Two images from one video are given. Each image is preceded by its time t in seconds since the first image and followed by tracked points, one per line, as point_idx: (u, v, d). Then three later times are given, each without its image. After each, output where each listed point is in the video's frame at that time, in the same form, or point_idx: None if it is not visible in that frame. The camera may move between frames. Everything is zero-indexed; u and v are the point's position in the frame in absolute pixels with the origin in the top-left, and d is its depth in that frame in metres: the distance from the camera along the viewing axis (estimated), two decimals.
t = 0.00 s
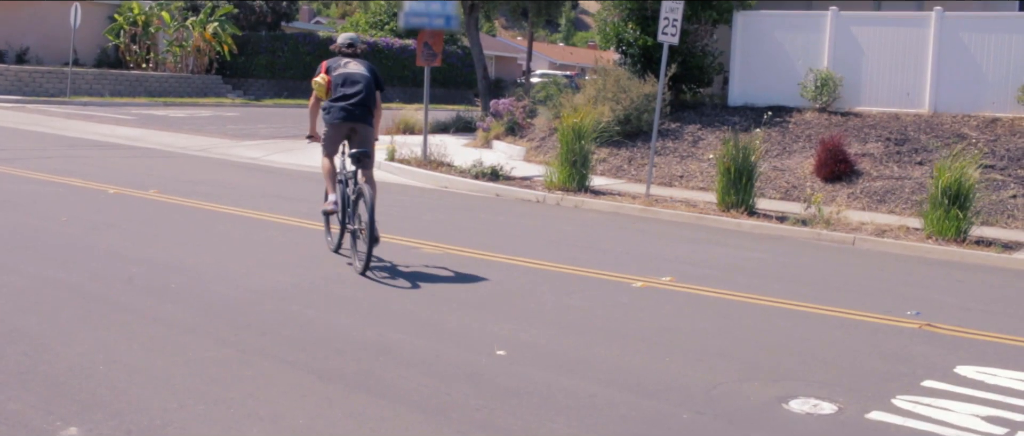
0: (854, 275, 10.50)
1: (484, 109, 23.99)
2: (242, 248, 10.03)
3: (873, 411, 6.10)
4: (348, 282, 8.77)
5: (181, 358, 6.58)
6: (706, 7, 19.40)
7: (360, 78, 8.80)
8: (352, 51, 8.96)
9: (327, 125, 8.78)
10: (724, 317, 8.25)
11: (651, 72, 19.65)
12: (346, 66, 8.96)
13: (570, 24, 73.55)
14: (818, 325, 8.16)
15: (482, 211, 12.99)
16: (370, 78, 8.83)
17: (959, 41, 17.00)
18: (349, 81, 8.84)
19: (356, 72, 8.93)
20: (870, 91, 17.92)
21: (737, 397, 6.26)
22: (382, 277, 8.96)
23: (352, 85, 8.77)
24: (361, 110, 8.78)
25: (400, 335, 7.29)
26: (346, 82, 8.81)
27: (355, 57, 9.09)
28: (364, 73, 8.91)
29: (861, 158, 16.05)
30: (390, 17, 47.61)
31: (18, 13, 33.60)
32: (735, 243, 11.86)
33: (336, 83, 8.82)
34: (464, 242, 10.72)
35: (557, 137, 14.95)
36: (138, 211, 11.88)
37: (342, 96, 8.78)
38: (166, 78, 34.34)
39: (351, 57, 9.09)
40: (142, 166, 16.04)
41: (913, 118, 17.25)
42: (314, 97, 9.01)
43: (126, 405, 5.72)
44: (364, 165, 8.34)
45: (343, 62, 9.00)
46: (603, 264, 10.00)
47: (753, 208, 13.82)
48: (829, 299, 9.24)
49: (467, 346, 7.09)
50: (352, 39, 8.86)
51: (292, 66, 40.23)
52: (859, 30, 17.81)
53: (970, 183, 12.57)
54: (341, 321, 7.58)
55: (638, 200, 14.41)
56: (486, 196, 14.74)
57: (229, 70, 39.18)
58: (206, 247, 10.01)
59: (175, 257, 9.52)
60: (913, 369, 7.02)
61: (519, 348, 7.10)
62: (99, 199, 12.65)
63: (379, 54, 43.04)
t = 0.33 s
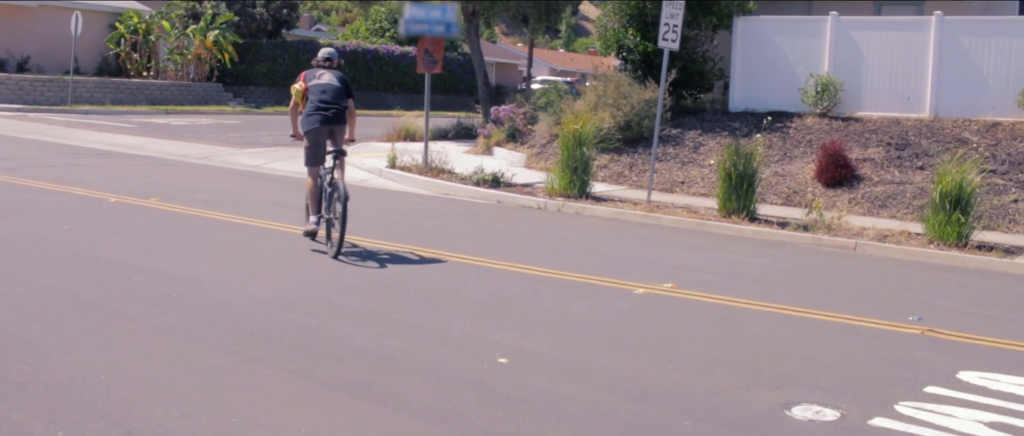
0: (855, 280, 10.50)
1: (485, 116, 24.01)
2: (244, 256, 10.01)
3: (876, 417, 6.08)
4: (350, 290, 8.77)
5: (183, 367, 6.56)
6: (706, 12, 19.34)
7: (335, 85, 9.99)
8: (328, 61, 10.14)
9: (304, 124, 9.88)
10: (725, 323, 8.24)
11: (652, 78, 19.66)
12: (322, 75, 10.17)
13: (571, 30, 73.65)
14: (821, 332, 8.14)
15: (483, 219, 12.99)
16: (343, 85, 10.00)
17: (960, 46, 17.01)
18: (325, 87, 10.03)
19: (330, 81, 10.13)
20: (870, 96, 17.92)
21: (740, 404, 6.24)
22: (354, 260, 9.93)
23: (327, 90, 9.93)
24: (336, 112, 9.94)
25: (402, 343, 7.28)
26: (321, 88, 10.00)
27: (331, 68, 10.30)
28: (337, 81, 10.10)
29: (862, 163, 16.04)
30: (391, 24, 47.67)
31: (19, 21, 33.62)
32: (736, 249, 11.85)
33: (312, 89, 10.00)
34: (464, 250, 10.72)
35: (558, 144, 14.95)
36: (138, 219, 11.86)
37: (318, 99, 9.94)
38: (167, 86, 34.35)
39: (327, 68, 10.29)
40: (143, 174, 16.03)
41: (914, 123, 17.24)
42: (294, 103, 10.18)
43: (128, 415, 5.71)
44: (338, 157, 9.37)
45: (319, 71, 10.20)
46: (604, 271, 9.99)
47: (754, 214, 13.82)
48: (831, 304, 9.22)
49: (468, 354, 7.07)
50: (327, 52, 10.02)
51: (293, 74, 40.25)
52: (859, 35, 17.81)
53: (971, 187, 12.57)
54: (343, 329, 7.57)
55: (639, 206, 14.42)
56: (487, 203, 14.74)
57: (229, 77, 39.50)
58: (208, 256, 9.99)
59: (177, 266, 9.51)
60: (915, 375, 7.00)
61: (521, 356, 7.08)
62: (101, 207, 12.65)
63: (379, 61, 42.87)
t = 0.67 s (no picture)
0: (874, 284, 10.44)
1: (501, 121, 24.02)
2: (263, 262, 10.05)
3: (896, 422, 6.05)
4: (368, 295, 8.78)
5: (203, 372, 6.60)
6: (723, 17, 19.51)
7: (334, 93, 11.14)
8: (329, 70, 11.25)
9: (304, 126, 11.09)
10: (744, 328, 8.21)
11: (669, 82, 19.63)
12: (324, 83, 11.34)
13: (588, 35, 73.65)
14: (841, 336, 8.10)
15: (501, 223, 12.99)
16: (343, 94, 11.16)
17: (978, 49, 16.91)
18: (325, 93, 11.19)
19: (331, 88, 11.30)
20: (888, 99, 17.84)
21: (760, 409, 6.22)
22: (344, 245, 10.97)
23: (327, 97, 11.08)
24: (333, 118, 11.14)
25: (420, 347, 7.30)
26: (322, 96, 11.14)
27: (331, 76, 11.44)
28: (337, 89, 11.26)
29: (881, 166, 15.96)
30: (408, 29, 47.77)
31: (39, 28, 33.89)
32: (755, 253, 11.81)
33: (314, 96, 11.15)
34: (482, 254, 10.72)
35: (575, 148, 14.96)
36: (158, 225, 11.92)
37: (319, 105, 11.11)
38: (185, 92, 34.54)
39: (327, 77, 11.43)
40: (162, 180, 16.12)
41: (932, 126, 17.16)
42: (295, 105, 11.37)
43: (149, 420, 5.74)
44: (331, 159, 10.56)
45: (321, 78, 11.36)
46: (622, 276, 9.97)
47: (772, 218, 13.78)
48: (851, 308, 9.17)
49: (487, 359, 7.07)
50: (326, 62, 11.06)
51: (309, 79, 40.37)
52: (876, 38, 17.74)
53: (991, 191, 12.49)
54: (361, 334, 7.59)
55: (656, 210, 14.39)
56: (505, 208, 14.75)
57: (247, 83, 39.64)
58: (227, 261, 10.04)
59: (196, 271, 9.57)
60: (936, 380, 6.96)
61: (540, 360, 7.08)
62: (120, 213, 12.73)
63: (397, 66, 42.92)
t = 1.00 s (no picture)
0: (900, 290, 10.38)
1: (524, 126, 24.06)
2: (288, 266, 10.13)
3: (923, 429, 6.02)
4: (392, 300, 8.83)
5: (229, 376, 6.65)
6: (747, 22, 19.43)
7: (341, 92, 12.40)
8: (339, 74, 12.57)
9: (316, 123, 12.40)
10: (768, 333, 8.19)
11: (693, 87, 19.60)
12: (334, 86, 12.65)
13: (612, 41, 73.59)
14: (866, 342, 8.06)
15: (524, 228, 13.01)
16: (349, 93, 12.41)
17: (1004, 54, 16.78)
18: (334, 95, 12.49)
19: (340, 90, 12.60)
20: (913, 104, 17.74)
21: (784, 415, 6.21)
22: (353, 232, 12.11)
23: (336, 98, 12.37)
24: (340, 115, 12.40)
25: (444, 352, 7.33)
26: (331, 97, 12.46)
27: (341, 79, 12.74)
28: (346, 89, 12.57)
29: (905, 172, 15.87)
30: (431, 34, 47.92)
31: (66, 34, 34.27)
32: (780, 259, 11.77)
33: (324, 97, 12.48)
34: (505, 259, 10.75)
35: (599, 153, 14.97)
36: (183, 229, 12.02)
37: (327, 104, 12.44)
38: (209, 97, 34.79)
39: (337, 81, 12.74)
40: (187, 185, 16.27)
41: (958, 131, 17.05)
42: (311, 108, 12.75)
43: (174, 422, 5.81)
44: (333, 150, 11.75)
45: (332, 81, 12.72)
46: (646, 281, 9.97)
47: (797, 223, 13.73)
48: (876, 315, 9.13)
49: (510, 364, 7.10)
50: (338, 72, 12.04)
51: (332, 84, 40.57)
52: (901, 43, 17.65)
53: (1018, 196, 12.38)
54: (385, 338, 7.63)
55: (680, 216, 14.37)
56: (528, 212, 14.78)
57: (270, 88, 39.89)
58: (252, 265, 10.12)
59: (221, 275, 9.65)
60: (963, 386, 6.91)
61: (563, 365, 7.09)
62: (147, 217, 12.86)
63: (419, 72, 43.10)
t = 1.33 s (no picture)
0: (900, 297, 10.38)
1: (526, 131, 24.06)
2: (289, 269, 10.13)
3: None
4: (393, 305, 8.82)
5: (229, 379, 6.65)
6: (749, 28, 19.38)
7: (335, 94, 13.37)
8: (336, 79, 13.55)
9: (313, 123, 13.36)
10: (768, 339, 8.18)
11: (694, 93, 19.60)
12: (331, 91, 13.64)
13: (614, 47, 73.71)
14: (867, 349, 8.05)
15: (525, 233, 13.02)
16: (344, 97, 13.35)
17: (1005, 61, 16.79)
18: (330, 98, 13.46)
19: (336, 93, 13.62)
20: (915, 111, 17.75)
21: (784, 421, 6.20)
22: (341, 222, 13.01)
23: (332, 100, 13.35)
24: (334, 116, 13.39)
25: (444, 356, 7.33)
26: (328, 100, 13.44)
27: (338, 85, 13.72)
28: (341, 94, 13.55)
29: (906, 179, 15.86)
30: (434, 39, 47.96)
31: (69, 37, 34.34)
32: (781, 265, 11.76)
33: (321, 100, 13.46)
34: (506, 264, 10.75)
35: (600, 159, 14.97)
36: (184, 232, 12.03)
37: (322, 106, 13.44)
38: (212, 101, 34.83)
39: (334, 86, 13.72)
40: (189, 188, 16.26)
41: (959, 139, 17.05)
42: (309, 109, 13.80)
43: (174, 426, 5.80)
44: (322, 147, 12.73)
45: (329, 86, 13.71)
46: (648, 287, 9.96)
47: (798, 230, 13.72)
48: (877, 321, 9.12)
49: (510, 369, 7.09)
50: (335, 77, 12.92)
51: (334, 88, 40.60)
52: (903, 50, 17.65)
53: (1019, 204, 12.38)
54: (385, 343, 7.63)
55: (681, 222, 14.37)
56: (529, 218, 14.78)
57: (273, 92, 39.92)
58: (252, 269, 10.12)
59: (222, 278, 9.65)
60: (962, 393, 6.91)
61: (563, 371, 7.09)
62: (148, 220, 12.86)
63: (421, 76, 43.13)
